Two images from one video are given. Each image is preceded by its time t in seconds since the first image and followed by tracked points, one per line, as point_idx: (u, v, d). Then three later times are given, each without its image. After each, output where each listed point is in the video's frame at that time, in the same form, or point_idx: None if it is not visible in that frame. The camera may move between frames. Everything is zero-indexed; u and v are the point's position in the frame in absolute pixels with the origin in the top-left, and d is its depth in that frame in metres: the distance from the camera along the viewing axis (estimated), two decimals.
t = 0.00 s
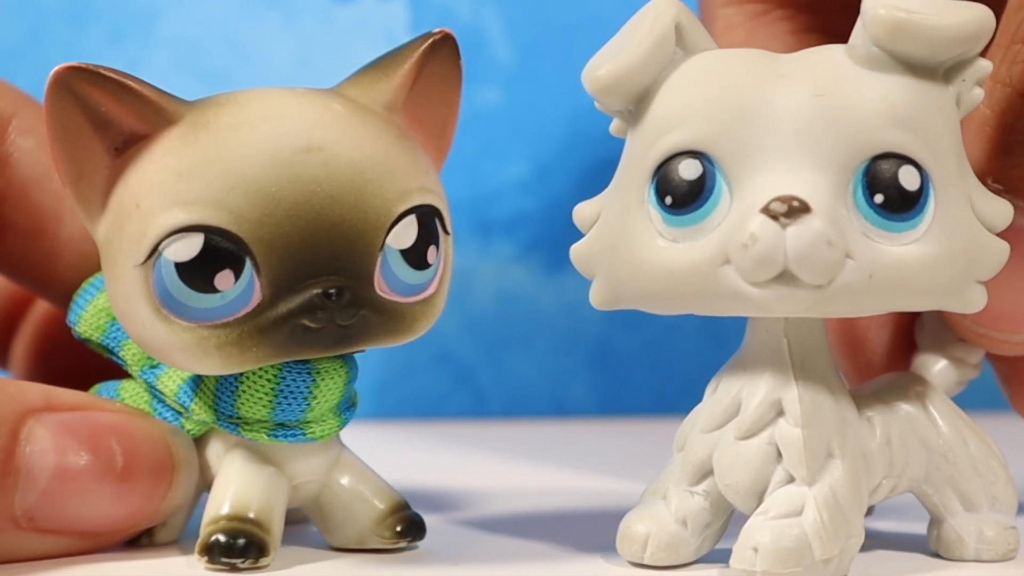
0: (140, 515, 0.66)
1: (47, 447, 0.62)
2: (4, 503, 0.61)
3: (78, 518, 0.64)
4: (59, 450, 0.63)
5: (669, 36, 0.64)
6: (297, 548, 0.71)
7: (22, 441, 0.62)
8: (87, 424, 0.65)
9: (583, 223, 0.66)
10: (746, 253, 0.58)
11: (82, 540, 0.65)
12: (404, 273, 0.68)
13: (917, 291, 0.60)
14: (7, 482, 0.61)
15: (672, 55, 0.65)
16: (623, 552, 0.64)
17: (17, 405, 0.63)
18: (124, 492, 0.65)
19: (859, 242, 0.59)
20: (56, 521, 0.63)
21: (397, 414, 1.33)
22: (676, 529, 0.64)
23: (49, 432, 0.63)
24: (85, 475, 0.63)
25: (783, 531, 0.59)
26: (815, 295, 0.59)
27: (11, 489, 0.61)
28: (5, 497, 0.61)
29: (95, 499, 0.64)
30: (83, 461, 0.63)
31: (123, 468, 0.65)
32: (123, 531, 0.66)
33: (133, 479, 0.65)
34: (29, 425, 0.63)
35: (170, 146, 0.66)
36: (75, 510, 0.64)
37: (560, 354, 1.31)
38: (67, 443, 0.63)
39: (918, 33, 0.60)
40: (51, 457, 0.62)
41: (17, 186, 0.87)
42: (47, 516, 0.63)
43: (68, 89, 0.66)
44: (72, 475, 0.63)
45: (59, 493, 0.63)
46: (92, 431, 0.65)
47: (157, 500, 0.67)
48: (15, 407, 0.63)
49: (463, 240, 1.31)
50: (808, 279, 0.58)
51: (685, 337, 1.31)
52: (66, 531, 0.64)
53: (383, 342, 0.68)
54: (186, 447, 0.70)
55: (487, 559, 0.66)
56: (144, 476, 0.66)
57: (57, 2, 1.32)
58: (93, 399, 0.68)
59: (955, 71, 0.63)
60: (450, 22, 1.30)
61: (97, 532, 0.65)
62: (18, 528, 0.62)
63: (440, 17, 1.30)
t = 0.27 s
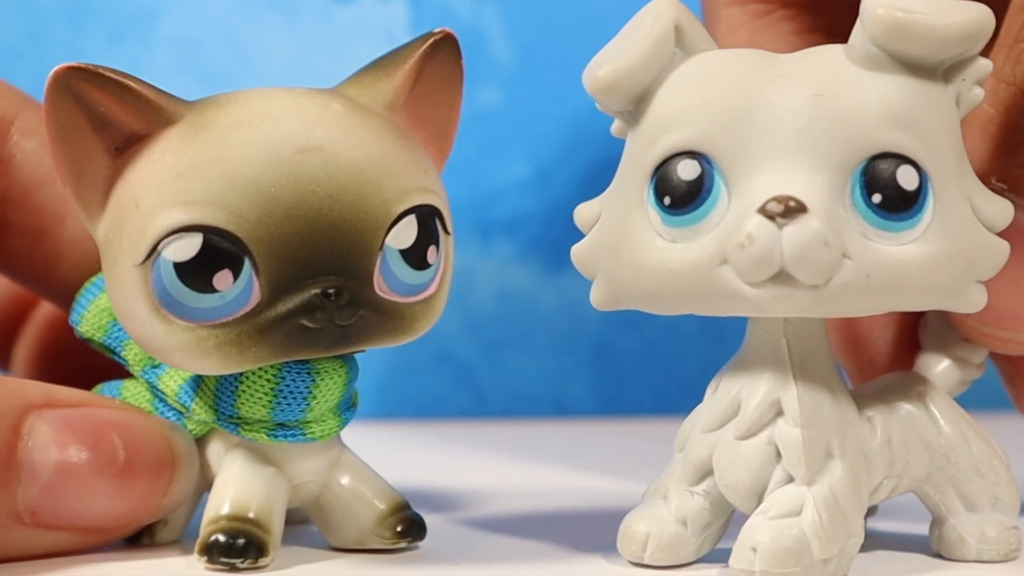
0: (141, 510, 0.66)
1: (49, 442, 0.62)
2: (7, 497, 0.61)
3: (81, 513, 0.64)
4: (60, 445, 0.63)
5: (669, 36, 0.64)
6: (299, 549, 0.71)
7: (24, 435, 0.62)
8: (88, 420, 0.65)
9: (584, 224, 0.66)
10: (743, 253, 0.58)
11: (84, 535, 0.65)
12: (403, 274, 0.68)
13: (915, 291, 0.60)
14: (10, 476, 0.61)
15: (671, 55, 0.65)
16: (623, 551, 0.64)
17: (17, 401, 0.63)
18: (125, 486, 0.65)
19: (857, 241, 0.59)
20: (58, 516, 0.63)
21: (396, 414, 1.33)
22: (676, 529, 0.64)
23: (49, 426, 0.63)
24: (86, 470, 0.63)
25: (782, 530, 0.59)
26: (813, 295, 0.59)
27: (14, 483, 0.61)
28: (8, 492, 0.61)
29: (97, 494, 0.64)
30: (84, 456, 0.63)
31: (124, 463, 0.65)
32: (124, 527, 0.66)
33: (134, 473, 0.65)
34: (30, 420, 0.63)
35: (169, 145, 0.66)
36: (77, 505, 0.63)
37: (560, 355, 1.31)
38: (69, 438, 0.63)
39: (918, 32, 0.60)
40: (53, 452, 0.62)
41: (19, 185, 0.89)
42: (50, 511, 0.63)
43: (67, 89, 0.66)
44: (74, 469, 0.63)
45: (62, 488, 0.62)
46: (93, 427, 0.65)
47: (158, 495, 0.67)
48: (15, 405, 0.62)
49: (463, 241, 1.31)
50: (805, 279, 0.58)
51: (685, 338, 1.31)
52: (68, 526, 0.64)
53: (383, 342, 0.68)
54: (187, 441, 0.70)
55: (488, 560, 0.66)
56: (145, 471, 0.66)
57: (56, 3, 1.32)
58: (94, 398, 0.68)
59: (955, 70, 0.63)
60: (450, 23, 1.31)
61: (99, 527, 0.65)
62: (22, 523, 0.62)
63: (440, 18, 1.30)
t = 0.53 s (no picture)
0: (150, 509, 0.63)
1: (67, 426, 0.59)
2: (24, 477, 0.57)
3: (94, 505, 0.60)
4: (77, 431, 0.59)
5: (661, 40, 0.64)
6: (321, 556, 0.69)
7: (42, 417, 0.59)
8: (103, 410, 0.62)
9: (584, 226, 0.67)
10: (738, 252, 0.58)
11: (92, 532, 0.61)
12: (429, 272, 0.63)
13: (914, 285, 0.60)
14: (31, 454, 0.58)
15: (664, 57, 0.65)
16: (630, 550, 0.64)
17: (27, 387, 0.59)
18: (139, 480, 0.62)
19: (853, 237, 0.59)
20: (68, 505, 0.59)
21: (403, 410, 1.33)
22: (682, 529, 0.64)
23: (65, 412, 0.60)
24: (102, 461, 0.60)
25: (788, 526, 0.59)
26: (811, 292, 0.59)
27: (33, 462, 0.58)
28: (25, 471, 0.57)
29: (113, 485, 0.61)
30: (102, 443, 0.60)
31: (140, 454, 0.62)
32: (131, 526, 0.63)
33: (148, 466, 0.63)
34: (45, 404, 0.60)
35: (191, 136, 0.61)
36: (92, 495, 0.60)
37: (567, 350, 1.31)
38: (87, 425, 0.60)
39: (907, 28, 0.60)
40: (72, 436, 0.59)
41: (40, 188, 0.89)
42: (65, 497, 0.59)
43: (80, 77, 0.62)
44: (93, 455, 0.60)
45: (80, 473, 0.59)
46: (109, 417, 0.62)
47: (167, 494, 0.64)
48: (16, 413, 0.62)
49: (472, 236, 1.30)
50: (802, 275, 0.58)
51: (690, 336, 1.30)
52: (78, 518, 0.60)
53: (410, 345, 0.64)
54: (188, 444, 0.68)
55: (492, 559, 0.66)
56: (158, 465, 0.64)
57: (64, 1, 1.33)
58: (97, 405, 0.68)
59: (948, 63, 0.63)
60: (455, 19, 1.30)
61: (107, 523, 0.61)
62: (34, 508, 0.58)
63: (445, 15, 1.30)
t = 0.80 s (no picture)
0: (159, 508, 0.63)
1: (71, 426, 0.59)
2: (28, 478, 0.58)
3: (99, 505, 0.60)
4: (81, 432, 0.59)
5: (661, 39, 0.64)
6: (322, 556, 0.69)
7: (47, 417, 0.59)
8: (108, 410, 0.62)
9: (585, 227, 0.67)
10: (738, 252, 0.58)
11: (99, 533, 0.61)
12: (438, 272, 0.63)
13: (914, 285, 0.60)
14: (34, 454, 0.58)
15: (664, 57, 0.65)
16: (630, 550, 0.64)
17: (32, 387, 0.59)
18: (145, 480, 0.62)
19: (852, 237, 0.59)
20: (74, 506, 0.60)
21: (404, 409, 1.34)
22: (682, 529, 0.64)
23: (69, 412, 0.60)
24: (107, 462, 0.60)
25: (788, 526, 0.59)
26: (811, 292, 0.59)
27: (37, 463, 0.58)
28: (29, 472, 0.58)
29: (118, 485, 0.61)
30: (107, 443, 0.60)
31: (145, 454, 0.62)
32: (139, 527, 0.63)
33: (155, 466, 0.62)
34: (49, 404, 0.60)
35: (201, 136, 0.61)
36: (97, 495, 0.60)
37: (567, 350, 1.31)
38: (92, 425, 0.60)
39: (907, 28, 0.60)
40: (77, 436, 0.59)
41: (36, 186, 0.89)
42: (70, 497, 0.59)
43: (89, 77, 0.61)
44: (99, 455, 0.60)
45: (85, 473, 0.59)
46: (116, 417, 0.62)
47: (174, 493, 0.64)
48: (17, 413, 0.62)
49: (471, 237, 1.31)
50: (802, 275, 0.58)
51: (690, 335, 1.30)
52: (84, 518, 0.60)
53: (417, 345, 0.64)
54: (194, 443, 0.67)
55: (493, 559, 0.66)
56: (166, 465, 0.63)
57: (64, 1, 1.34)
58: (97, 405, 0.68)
59: (948, 63, 0.63)
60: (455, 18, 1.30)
61: (114, 524, 0.61)
62: (39, 508, 0.58)
63: (445, 14, 1.29)
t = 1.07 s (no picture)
0: (155, 513, 0.63)
1: (70, 429, 0.59)
2: (26, 480, 0.58)
3: (96, 509, 0.60)
4: (80, 435, 0.59)
5: (661, 38, 0.64)
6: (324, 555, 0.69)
7: (47, 419, 0.59)
8: (108, 413, 0.62)
9: (584, 227, 0.67)
10: (738, 252, 0.58)
11: (94, 538, 0.61)
12: (454, 270, 0.68)
13: (914, 285, 0.60)
14: (33, 456, 0.58)
15: (664, 57, 0.65)
16: (629, 550, 0.64)
17: (31, 388, 0.59)
18: (144, 485, 0.62)
19: (852, 237, 0.59)
20: (71, 510, 0.60)
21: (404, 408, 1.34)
22: (682, 529, 0.64)
23: (69, 415, 0.60)
24: (105, 463, 0.60)
25: (788, 526, 0.59)
26: (811, 292, 0.59)
27: (36, 465, 0.58)
28: (27, 474, 0.58)
29: (115, 489, 0.61)
30: (104, 447, 0.60)
31: (144, 460, 0.62)
32: (135, 531, 0.63)
33: (154, 471, 0.62)
34: (48, 406, 0.60)
35: (249, 138, 0.63)
36: (94, 499, 0.60)
37: (567, 350, 1.31)
38: (91, 429, 0.60)
39: (907, 28, 0.60)
40: (75, 439, 0.59)
41: (21, 173, 0.95)
42: (66, 501, 0.59)
43: (143, 75, 0.60)
44: (95, 459, 0.60)
45: (82, 477, 0.59)
46: (115, 421, 0.62)
47: (171, 498, 0.64)
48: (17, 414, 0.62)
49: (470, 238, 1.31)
50: (801, 275, 0.58)
51: (690, 335, 1.30)
52: (80, 522, 0.60)
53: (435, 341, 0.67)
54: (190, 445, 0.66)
55: (493, 558, 0.66)
56: (164, 470, 0.63)
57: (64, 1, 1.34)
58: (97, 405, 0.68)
59: (948, 63, 0.63)
60: (455, 19, 1.30)
61: (110, 529, 0.61)
62: (36, 511, 0.58)
63: (445, 15, 1.30)
